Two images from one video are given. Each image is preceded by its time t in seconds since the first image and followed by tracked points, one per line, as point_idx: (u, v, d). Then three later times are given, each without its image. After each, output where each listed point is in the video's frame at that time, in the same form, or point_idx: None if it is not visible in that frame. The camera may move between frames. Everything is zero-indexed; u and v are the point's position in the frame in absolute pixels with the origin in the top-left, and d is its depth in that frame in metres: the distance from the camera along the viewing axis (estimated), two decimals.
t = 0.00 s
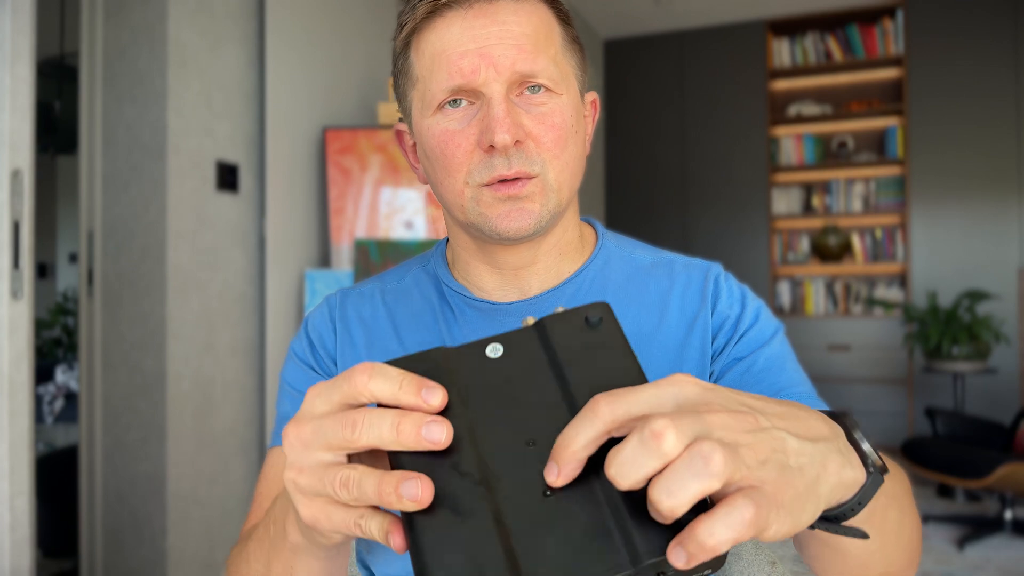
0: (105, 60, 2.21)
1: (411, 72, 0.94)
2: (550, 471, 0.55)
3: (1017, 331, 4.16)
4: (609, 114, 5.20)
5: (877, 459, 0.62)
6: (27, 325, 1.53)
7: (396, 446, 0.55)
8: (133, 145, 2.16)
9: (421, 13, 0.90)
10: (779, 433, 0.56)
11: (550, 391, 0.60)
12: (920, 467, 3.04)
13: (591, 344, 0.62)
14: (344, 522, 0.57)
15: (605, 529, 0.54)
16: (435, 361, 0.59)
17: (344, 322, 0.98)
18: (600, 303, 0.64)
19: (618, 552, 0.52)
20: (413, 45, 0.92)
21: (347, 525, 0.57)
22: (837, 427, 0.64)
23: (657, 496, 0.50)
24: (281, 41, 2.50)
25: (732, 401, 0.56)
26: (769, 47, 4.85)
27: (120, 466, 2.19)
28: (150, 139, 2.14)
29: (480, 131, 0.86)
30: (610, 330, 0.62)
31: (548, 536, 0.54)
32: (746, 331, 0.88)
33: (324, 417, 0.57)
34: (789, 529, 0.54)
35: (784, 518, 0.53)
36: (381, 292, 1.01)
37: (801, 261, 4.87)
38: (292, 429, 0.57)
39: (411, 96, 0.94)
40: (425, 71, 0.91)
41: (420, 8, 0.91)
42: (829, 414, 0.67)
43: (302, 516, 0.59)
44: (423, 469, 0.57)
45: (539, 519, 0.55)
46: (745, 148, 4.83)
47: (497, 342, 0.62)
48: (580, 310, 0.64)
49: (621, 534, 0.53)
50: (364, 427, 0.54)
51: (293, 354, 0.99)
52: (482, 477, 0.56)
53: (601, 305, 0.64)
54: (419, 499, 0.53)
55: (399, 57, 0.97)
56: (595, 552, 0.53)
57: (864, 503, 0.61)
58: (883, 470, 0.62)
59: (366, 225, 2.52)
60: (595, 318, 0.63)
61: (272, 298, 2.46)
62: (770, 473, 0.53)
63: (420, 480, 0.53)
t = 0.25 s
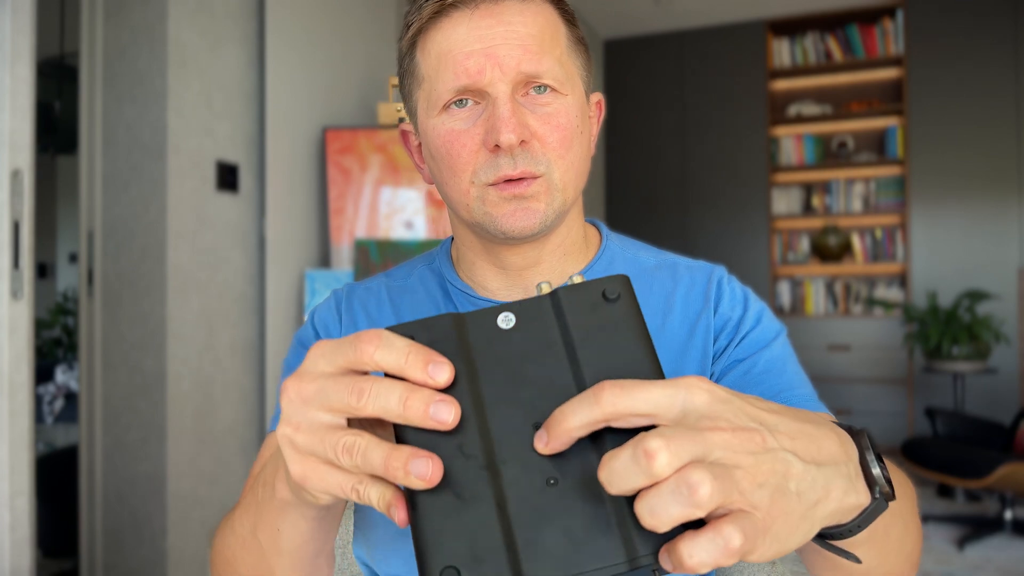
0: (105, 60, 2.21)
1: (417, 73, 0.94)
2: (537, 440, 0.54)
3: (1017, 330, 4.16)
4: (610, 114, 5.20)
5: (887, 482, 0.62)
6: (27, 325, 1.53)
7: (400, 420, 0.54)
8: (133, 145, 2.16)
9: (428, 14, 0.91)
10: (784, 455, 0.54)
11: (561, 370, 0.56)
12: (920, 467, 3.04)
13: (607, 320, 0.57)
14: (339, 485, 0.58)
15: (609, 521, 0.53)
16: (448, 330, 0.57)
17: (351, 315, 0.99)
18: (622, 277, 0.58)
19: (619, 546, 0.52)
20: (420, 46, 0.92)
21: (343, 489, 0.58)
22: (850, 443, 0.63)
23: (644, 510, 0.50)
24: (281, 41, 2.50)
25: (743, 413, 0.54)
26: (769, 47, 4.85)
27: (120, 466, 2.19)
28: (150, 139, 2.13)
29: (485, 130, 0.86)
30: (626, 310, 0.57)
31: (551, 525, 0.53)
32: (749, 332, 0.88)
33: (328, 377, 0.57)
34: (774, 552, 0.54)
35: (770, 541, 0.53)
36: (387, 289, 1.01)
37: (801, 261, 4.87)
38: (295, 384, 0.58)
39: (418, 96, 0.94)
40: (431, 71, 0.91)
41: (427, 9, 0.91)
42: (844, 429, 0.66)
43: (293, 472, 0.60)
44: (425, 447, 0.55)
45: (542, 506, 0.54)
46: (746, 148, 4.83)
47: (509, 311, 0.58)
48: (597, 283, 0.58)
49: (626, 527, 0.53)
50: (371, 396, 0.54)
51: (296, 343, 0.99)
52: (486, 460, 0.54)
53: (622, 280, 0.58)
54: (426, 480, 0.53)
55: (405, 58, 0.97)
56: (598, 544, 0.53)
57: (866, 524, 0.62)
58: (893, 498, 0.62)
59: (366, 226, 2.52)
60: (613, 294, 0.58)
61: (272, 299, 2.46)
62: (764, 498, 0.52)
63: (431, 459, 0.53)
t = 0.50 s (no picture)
0: (105, 61, 2.21)
1: (419, 73, 0.94)
2: (570, 452, 0.53)
3: (1017, 330, 4.15)
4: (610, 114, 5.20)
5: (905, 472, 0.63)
6: (27, 325, 1.53)
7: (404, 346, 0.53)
8: (133, 145, 2.16)
9: (428, 15, 0.91)
10: (818, 434, 0.53)
11: (580, 317, 0.57)
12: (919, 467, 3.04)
13: (631, 267, 0.58)
14: (329, 412, 0.56)
15: (610, 480, 0.52)
16: (469, 283, 0.56)
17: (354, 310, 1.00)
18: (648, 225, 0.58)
19: (620, 505, 0.52)
20: (421, 46, 0.92)
21: (332, 417, 0.56)
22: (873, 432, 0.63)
23: (677, 499, 0.49)
24: (281, 41, 2.50)
25: (774, 392, 0.53)
26: (769, 47, 4.85)
27: (120, 465, 2.19)
28: (150, 139, 2.13)
29: (486, 128, 0.86)
30: (650, 257, 0.58)
31: (550, 476, 0.53)
32: (749, 327, 0.88)
33: (328, 299, 0.56)
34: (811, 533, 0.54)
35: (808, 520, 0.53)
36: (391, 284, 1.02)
37: (801, 261, 4.87)
38: (293, 303, 0.57)
39: (419, 96, 0.94)
40: (432, 71, 0.91)
41: (427, 10, 0.91)
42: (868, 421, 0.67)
43: (276, 393, 0.57)
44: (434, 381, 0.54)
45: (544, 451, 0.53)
46: (745, 148, 4.83)
47: (526, 247, 0.58)
48: (624, 227, 0.58)
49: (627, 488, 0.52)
50: (376, 319, 0.53)
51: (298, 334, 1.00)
52: (492, 403, 0.54)
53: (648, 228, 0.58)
54: (432, 412, 0.52)
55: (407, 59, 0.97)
56: (597, 502, 0.52)
57: (883, 514, 0.61)
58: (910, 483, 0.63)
59: (366, 225, 2.52)
60: (638, 240, 0.58)
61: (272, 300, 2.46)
62: (801, 478, 0.51)
63: (441, 392, 0.52)
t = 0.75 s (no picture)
0: (105, 60, 2.20)
1: (419, 72, 0.94)
2: (561, 386, 0.54)
3: (1017, 331, 4.16)
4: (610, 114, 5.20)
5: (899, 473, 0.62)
6: (27, 326, 1.53)
7: (415, 321, 0.53)
8: (133, 145, 2.15)
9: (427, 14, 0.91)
10: (807, 429, 0.52)
11: (592, 292, 0.57)
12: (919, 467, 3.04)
13: (643, 246, 0.58)
14: (334, 384, 0.55)
15: (617, 467, 0.54)
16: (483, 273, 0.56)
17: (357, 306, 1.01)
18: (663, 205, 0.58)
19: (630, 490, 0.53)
20: (421, 45, 0.92)
21: (337, 389, 0.55)
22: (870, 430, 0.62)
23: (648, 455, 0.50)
24: (281, 41, 2.50)
25: (774, 377, 0.52)
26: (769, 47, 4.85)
27: (120, 465, 2.19)
28: (150, 139, 2.13)
29: (486, 127, 0.86)
30: (664, 236, 0.58)
31: (560, 457, 0.54)
32: (750, 324, 0.88)
33: (337, 269, 0.56)
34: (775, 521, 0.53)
35: (772, 507, 0.52)
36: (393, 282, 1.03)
37: (801, 261, 4.87)
38: (301, 272, 0.57)
39: (419, 94, 0.94)
40: (431, 69, 0.91)
41: (426, 9, 0.91)
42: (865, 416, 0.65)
43: (279, 362, 0.56)
44: (446, 356, 0.54)
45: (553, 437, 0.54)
46: (746, 148, 4.83)
47: (540, 222, 0.58)
48: (639, 205, 0.58)
49: (638, 475, 0.54)
50: (389, 293, 0.53)
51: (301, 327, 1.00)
52: (504, 382, 0.54)
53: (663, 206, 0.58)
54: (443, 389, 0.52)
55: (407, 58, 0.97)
56: (605, 485, 0.53)
57: (871, 514, 0.64)
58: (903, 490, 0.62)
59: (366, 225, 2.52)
60: (652, 219, 0.58)
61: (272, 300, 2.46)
62: (777, 467, 0.51)
63: (456, 370, 0.52)
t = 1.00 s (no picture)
0: (105, 60, 2.21)
1: (417, 71, 0.94)
2: (549, 384, 0.54)
3: (1017, 331, 4.16)
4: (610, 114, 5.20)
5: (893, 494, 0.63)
6: (27, 326, 1.53)
7: (411, 336, 0.53)
8: (133, 145, 2.16)
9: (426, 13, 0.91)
10: (802, 461, 0.53)
11: (590, 316, 0.57)
12: (920, 467, 3.04)
13: (643, 271, 0.58)
14: (328, 396, 0.55)
15: (609, 481, 0.54)
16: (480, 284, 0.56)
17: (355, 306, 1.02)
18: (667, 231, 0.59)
19: (618, 515, 0.53)
20: (420, 44, 0.92)
21: (330, 401, 0.55)
22: (864, 456, 0.62)
23: (647, 489, 0.50)
24: (281, 41, 2.50)
25: (770, 408, 0.53)
26: (769, 47, 4.85)
27: (120, 466, 2.19)
28: (150, 139, 2.13)
29: (484, 127, 0.85)
30: (666, 262, 0.58)
31: (551, 479, 0.54)
32: (747, 328, 0.88)
33: (336, 280, 0.56)
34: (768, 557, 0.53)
35: (767, 544, 0.52)
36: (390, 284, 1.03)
37: (801, 261, 4.87)
38: (300, 282, 0.57)
39: (417, 94, 0.94)
40: (430, 69, 0.91)
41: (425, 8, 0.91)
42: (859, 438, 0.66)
43: (274, 372, 0.56)
44: (441, 372, 0.54)
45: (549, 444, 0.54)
46: (745, 148, 4.83)
47: (542, 241, 0.59)
48: (641, 231, 0.59)
49: (627, 499, 0.54)
50: (386, 306, 0.53)
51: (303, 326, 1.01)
52: (498, 402, 0.54)
53: (666, 233, 0.59)
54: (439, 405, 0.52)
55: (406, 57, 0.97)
56: (597, 506, 0.53)
57: (863, 539, 0.63)
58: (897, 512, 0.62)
59: (366, 226, 2.52)
60: (654, 246, 0.59)
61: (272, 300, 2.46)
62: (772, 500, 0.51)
63: (449, 387, 0.52)
